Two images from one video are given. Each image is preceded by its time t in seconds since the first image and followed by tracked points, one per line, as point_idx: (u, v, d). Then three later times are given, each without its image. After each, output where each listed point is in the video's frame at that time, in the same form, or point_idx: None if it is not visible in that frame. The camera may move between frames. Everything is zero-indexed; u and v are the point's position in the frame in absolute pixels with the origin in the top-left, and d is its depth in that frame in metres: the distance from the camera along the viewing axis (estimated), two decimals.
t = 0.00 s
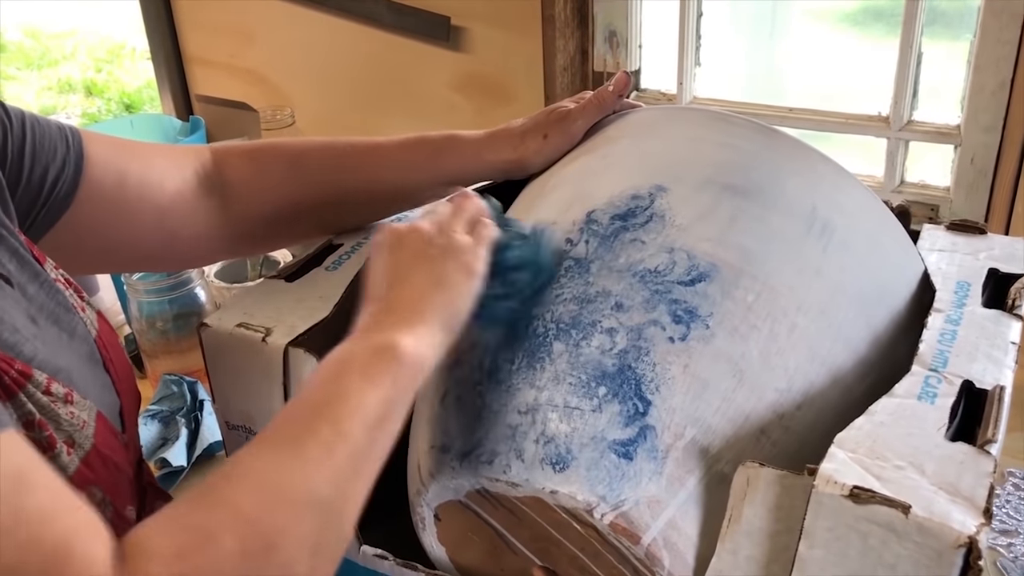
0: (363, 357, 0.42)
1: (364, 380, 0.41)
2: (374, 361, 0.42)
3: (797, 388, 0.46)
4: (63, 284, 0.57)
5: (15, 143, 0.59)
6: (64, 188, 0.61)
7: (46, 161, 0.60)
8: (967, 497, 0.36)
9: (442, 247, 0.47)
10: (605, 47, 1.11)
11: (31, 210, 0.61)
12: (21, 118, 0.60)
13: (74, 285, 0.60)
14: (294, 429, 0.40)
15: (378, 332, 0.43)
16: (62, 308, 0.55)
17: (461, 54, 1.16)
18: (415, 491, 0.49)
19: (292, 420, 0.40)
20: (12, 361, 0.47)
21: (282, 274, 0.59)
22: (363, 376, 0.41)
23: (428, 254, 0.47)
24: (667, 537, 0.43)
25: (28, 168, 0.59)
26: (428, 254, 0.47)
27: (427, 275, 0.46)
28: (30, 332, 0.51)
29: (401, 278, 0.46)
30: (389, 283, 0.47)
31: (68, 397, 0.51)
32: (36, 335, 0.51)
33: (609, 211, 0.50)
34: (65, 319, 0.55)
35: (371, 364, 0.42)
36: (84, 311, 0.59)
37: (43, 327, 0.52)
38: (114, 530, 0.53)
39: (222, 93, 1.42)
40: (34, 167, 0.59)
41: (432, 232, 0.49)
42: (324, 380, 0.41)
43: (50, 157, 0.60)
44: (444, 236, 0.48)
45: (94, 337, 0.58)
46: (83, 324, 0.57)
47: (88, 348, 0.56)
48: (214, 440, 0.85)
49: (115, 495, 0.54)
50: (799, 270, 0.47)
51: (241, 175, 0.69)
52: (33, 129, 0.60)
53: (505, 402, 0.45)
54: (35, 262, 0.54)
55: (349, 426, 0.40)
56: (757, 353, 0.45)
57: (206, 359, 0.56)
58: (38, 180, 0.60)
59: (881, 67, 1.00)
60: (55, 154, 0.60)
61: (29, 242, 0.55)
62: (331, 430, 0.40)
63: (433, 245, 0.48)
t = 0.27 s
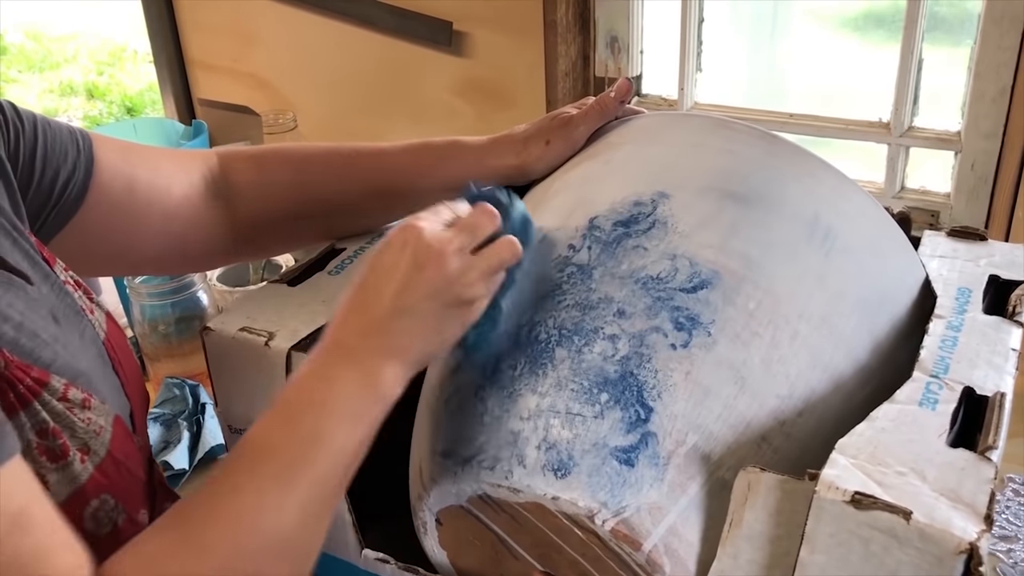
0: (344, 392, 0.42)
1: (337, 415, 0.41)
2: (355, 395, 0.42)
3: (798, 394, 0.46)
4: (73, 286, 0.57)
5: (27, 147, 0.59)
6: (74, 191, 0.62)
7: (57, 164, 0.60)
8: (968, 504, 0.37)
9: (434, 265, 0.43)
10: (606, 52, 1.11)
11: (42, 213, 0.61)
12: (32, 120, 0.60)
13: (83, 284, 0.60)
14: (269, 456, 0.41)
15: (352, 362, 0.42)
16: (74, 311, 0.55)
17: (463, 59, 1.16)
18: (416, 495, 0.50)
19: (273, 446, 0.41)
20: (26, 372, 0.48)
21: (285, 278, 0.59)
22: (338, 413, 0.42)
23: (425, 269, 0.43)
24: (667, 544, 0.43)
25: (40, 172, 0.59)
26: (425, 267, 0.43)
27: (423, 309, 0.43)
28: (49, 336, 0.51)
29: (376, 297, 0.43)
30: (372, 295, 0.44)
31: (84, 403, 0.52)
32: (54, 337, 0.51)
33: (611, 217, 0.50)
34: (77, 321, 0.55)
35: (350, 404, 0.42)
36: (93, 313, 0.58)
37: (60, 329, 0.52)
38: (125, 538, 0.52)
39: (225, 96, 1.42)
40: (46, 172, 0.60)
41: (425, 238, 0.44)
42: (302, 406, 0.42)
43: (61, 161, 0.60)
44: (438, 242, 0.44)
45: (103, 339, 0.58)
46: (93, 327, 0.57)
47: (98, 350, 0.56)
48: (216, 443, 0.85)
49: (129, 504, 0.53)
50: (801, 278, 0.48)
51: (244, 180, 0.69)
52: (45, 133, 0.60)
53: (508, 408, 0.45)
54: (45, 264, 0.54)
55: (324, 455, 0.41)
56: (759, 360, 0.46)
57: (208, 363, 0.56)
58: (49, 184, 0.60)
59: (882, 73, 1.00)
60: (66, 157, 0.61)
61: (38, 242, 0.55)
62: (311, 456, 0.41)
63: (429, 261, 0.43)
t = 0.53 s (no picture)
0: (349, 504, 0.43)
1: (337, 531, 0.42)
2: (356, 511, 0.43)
3: (791, 399, 0.46)
4: (73, 289, 0.58)
5: (28, 148, 0.60)
6: (75, 193, 0.63)
7: (58, 165, 0.61)
8: (961, 509, 0.37)
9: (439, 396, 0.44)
10: (604, 58, 1.10)
11: (44, 213, 0.62)
12: (34, 124, 0.61)
13: (83, 287, 0.60)
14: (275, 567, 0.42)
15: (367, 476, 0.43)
16: (74, 314, 0.56)
17: (461, 64, 1.17)
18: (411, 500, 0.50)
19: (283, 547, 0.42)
20: (21, 389, 0.48)
21: (282, 283, 0.60)
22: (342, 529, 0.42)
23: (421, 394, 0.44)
24: (660, 547, 0.43)
25: (41, 171, 0.61)
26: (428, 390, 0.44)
27: (419, 428, 0.44)
28: (44, 350, 0.51)
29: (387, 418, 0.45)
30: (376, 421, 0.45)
31: (82, 417, 0.52)
32: (52, 343, 0.52)
33: (605, 222, 0.51)
34: (77, 323, 0.55)
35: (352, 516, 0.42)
36: (93, 316, 0.59)
37: (59, 334, 0.53)
38: (121, 548, 0.54)
39: (224, 101, 1.42)
40: (47, 172, 0.61)
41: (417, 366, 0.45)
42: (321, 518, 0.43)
43: (63, 162, 0.62)
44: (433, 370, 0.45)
45: (103, 342, 0.58)
46: (93, 331, 0.57)
47: (100, 355, 0.56)
48: (213, 448, 0.85)
49: (124, 515, 0.54)
50: (793, 282, 0.48)
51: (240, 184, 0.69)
52: (47, 135, 0.62)
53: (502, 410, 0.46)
54: (44, 266, 0.55)
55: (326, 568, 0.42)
56: (751, 363, 0.46)
57: (205, 367, 0.56)
58: (50, 183, 0.61)
59: (879, 78, 1.00)
60: (67, 159, 0.62)
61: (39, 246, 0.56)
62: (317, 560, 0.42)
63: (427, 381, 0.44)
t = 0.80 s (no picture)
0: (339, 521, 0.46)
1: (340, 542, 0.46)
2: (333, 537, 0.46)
3: (786, 400, 0.46)
4: (63, 291, 0.59)
5: (21, 146, 0.61)
6: (69, 192, 0.63)
7: (51, 165, 0.62)
8: (956, 508, 0.37)
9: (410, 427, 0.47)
10: (600, 59, 1.11)
11: (35, 213, 0.62)
12: (27, 122, 0.62)
13: (75, 291, 0.61)
14: None
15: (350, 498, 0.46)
16: (61, 318, 0.56)
17: (457, 65, 1.17)
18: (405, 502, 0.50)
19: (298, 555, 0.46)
20: None
21: (277, 284, 0.60)
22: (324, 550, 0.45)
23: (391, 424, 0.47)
24: (655, 548, 0.43)
25: (34, 172, 0.61)
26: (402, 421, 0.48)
27: (387, 464, 0.47)
28: (19, 364, 0.51)
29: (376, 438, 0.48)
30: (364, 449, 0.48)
31: (58, 432, 0.51)
32: (30, 352, 0.52)
33: (601, 223, 0.51)
34: (66, 327, 0.56)
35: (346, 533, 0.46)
36: (82, 320, 0.59)
37: (41, 341, 0.54)
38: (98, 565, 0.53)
39: (221, 103, 1.42)
40: (39, 171, 0.61)
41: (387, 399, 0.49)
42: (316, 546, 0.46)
43: (55, 161, 0.62)
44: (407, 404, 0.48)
45: (92, 347, 0.59)
46: (82, 335, 0.58)
47: (88, 360, 0.57)
48: (209, 450, 0.85)
49: (102, 532, 0.53)
50: (789, 283, 0.48)
51: (235, 185, 0.69)
52: (40, 133, 0.62)
53: (497, 411, 0.46)
54: (33, 268, 0.56)
55: None
56: (747, 364, 0.46)
57: (200, 370, 0.56)
58: (43, 184, 0.62)
59: (876, 79, 1.00)
60: (59, 158, 0.63)
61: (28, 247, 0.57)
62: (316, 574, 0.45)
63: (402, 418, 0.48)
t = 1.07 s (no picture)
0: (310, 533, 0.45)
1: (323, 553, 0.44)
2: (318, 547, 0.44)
3: (785, 397, 0.46)
4: (51, 299, 0.58)
5: (14, 143, 0.62)
6: (63, 187, 0.63)
7: (44, 161, 0.62)
8: (956, 505, 0.37)
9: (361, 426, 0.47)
10: (598, 58, 1.11)
11: (29, 210, 0.63)
12: (21, 117, 0.62)
13: (63, 295, 0.61)
14: None
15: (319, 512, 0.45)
16: (51, 327, 0.56)
17: (455, 64, 1.17)
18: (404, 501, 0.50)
19: None
20: None
21: (276, 283, 0.59)
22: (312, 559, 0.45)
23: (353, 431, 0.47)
24: (654, 546, 0.43)
25: (26, 168, 0.62)
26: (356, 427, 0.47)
27: (362, 484, 0.45)
28: (11, 391, 0.50)
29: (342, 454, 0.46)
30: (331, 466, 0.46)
31: (48, 464, 0.51)
32: (22, 376, 0.51)
33: (600, 221, 0.51)
34: (54, 337, 0.56)
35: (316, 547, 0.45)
36: (72, 327, 0.59)
37: (33, 357, 0.53)
38: None
39: (220, 104, 1.42)
40: (32, 167, 0.62)
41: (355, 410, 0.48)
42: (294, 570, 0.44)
43: (48, 157, 0.62)
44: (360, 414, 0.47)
45: (81, 356, 0.58)
46: (71, 343, 0.58)
47: (77, 367, 0.57)
48: (207, 450, 0.85)
49: (88, 563, 0.53)
50: (788, 281, 0.48)
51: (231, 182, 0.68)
52: (34, 129, 0.63)
53: (496, 409, 0.46)
54: (21, 275, 0.56)
55: None
56: (745, 362, 0.46)
57: (199, 370, 0.55)
58: (36, 180, 0.62)
59: (874, 77, 1.00)
60: (53, 154, 0.63)
61: (18, 251, 0.57)
62: None
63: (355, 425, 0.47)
